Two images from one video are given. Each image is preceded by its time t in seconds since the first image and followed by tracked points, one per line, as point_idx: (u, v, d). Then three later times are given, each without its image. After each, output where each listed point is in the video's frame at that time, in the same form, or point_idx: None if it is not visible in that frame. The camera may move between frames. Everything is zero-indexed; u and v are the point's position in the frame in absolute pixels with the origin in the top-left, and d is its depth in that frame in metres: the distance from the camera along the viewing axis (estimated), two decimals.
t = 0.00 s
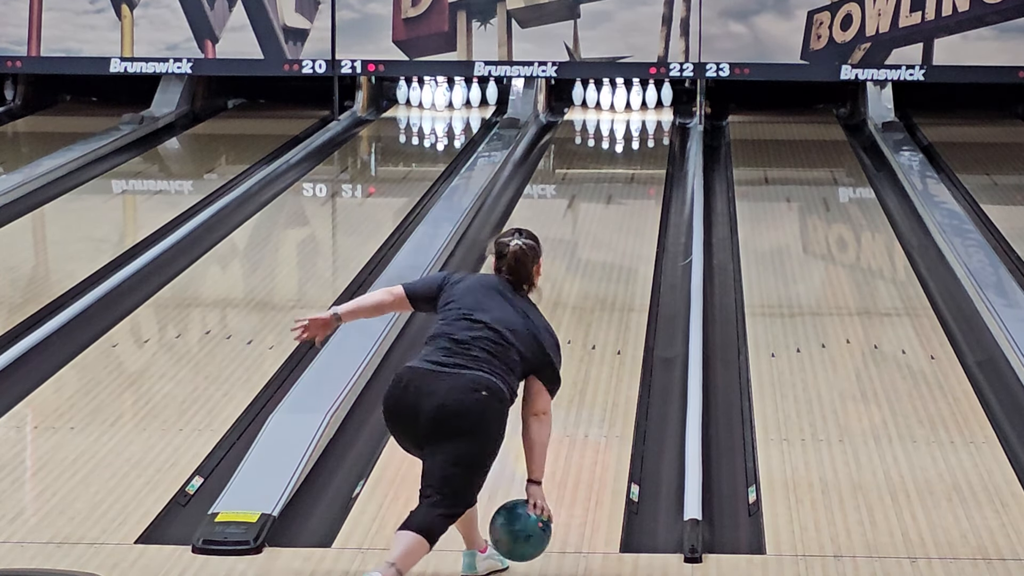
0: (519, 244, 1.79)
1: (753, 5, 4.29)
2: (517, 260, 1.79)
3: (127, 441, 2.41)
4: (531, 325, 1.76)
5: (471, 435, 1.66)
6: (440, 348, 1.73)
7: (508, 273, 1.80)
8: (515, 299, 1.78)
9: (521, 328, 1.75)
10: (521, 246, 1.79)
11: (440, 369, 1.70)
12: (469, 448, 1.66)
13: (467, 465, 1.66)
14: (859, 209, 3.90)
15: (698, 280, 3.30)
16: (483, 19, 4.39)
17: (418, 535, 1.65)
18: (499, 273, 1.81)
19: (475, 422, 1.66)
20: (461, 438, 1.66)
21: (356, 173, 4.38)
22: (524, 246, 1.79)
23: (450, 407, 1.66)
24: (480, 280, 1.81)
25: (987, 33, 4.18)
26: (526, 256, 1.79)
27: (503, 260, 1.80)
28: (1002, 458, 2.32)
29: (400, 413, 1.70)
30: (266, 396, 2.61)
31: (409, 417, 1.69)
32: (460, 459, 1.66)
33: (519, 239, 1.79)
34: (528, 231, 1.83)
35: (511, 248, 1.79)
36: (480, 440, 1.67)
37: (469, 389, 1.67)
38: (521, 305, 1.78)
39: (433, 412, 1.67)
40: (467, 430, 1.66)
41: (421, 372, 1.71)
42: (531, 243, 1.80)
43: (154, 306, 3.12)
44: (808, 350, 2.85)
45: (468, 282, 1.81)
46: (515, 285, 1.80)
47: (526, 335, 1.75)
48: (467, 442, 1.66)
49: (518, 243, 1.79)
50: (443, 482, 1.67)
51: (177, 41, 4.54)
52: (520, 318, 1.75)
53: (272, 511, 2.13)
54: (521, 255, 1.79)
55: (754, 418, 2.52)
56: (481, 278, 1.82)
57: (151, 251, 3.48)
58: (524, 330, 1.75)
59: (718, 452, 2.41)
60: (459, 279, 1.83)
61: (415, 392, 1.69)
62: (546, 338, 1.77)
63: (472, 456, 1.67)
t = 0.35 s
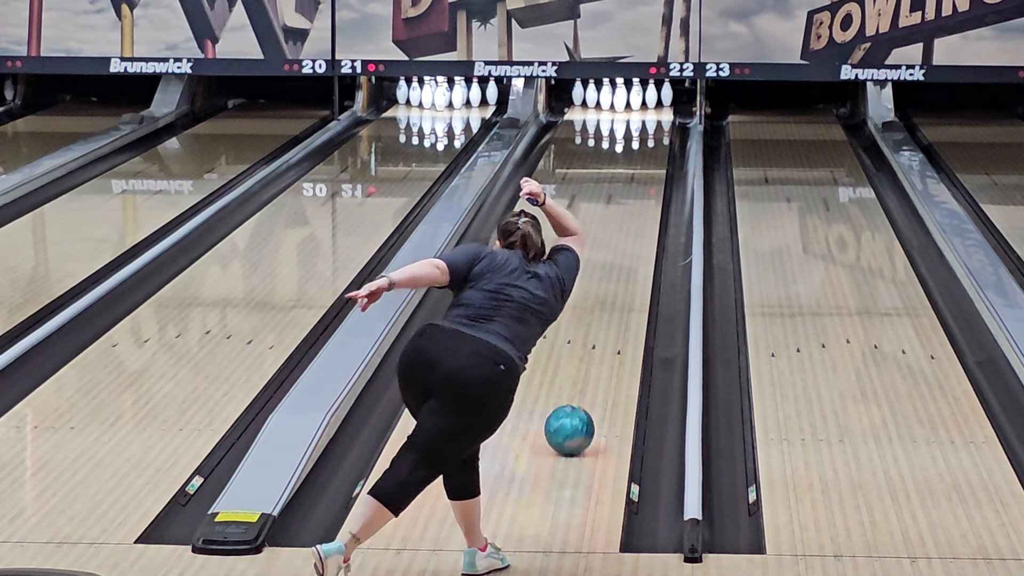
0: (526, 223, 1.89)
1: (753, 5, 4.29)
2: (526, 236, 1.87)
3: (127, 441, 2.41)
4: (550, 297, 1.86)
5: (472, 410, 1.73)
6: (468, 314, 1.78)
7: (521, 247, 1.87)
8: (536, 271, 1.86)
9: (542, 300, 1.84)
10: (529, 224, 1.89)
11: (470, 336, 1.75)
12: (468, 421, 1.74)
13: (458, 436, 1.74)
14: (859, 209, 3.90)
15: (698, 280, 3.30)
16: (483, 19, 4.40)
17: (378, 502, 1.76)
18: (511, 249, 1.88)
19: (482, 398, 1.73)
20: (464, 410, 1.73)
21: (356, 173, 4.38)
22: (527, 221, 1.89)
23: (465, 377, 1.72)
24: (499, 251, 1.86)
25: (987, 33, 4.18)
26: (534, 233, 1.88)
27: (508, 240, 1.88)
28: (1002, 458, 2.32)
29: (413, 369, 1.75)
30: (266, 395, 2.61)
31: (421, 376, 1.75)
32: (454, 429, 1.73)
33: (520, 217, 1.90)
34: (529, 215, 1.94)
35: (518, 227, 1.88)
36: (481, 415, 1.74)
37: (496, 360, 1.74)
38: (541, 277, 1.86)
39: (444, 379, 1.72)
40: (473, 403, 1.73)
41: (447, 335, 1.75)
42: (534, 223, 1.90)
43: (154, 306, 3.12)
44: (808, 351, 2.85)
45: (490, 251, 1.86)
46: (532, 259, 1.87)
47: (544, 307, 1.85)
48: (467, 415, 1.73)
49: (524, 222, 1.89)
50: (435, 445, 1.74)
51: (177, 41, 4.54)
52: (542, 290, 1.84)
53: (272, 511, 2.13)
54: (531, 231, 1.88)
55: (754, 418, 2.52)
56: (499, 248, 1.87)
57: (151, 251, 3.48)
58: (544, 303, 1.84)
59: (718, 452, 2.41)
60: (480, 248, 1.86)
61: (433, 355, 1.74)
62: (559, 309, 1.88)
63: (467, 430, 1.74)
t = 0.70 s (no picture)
0: (523, 214, 1.87)
1: (753, 5, 4.29)
2: (520, 230, 1.85)
3: (127, 441, 2.41)
4: (540, 285, 1.83)
5: (469, 402, 1.72)
6: (452, 304, 1.78)
7: (511, 240, 1.86)
8: (523, 262, 1.85)
9: (531, 289, 1.82)
10: (525, 216, 1.86)
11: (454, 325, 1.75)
12: (464, 414, 1.72)
13: (456, 430, 1.73)
14: (859, 209, 3.90)
15: (699, 280, 3.30)
16: (483, 19, 4.40)
17: (384, 506, 1.79)
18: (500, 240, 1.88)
19: (478, 389, 1.72)
20: (460, 403, 1.72)
21: (356, 173, 4.38)
22: (525, 215, 1.87)
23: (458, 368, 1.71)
24: (484, 245, 1.87)
25: (987, 32, 4.17)
26: (528, 227, 1.87)
27: (502, 229, 1.87)
28: (1002, 458, 2.32)
29: (406, 365, 1.75)
30: (266, 395, 2.61)
31: (415, 372, 1.74)
32: (452, 423, 1.72)
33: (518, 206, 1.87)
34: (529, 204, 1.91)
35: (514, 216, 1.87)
36: (478, 407, 1.73)
37: (483, 348, 1.72)
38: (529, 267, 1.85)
39: (438, 373, 1.71)
40: (468, 395, 1.71)
41: (435, 326, 1.75)
42: (532, 214, 1.88)
43: (154, 306, 3.12)
44: (808, 351, 2.85)
45: (473, 246, 1.87)
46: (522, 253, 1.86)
47: (535, 296, 1.82)
48: (463, 408, 1.72)
49: (521, 213, 1.87)
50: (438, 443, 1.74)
51: (177, 41, 4.54)
52: (530, 278, 1.83)
53: (272, 511, 2.13)
54: (524, 225, 1.86)
55: (754, 418, 2.52)
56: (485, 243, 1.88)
57: (151, 251, 3.48)
58: (533, 291, 1.82)
59: (718, 451, 2.41)
60: (461, 244, 1.88)
61: (425, 349, 1.73)
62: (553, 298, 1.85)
63: (465, 423, 1.73)
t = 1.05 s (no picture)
0: (521, 201, 1.82)
1: (753, 5, 4.29)
2: (517, 220, 1.81)
3: (127, 442, 2.41)
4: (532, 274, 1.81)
5: (461, 397, 1.71)
6: (441, 298, 1.78)
7: (505, 229, 1.84)
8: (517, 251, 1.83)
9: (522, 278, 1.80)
10: (524, 204, 1.82)
11: (441, 318, 1.75)
12: (459, 407, 1.72)
13: (451, 424, 1.73)
14: (859, 209, 3.90)
15: (699, 280, 3.30)
16: (483, 19, 4.40)
17: (386, 501, 1.77)
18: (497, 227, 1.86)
19: (469, 382, 1.71)
20: (455, 397, 1.71)
21: (356, 173, 4.38)
22: (524, 202, 1.82)
23: (448, 363, 1.71)
24: (476, 235, 1.86)
25: (987, 33, 4.17)
26: (527, 215, 1.82)
27: (500, 211, 1.84)
28: (1002, 458, 2.32)
29: (400, 362, 1.75)
30: (266, 395, 2.61)
31: (408, 369, 1.74)
32: (447, 418, 1.72)
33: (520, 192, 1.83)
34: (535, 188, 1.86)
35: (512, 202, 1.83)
36: (470, 400, 1.73)
37: (470, 340, 1.72)
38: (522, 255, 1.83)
39: (431, 369, 1.71)
40: (459, 389, 1.71)
41: (424, 323, 1.75)
42: (531, 200, 1.84)
43: (155, 306, 3.12)
44: (808, 350, 2.85)
45: (465, 236, 1.87)
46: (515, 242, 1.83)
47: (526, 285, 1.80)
48: (457, 401, 1.72)
49: (520, 201, 1.82)
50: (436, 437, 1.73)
51: (177, 41, 4.54)
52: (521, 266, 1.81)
53: (272, 511, 2.13)
54: (520, 213, 1.81)
55: (754, 418, 2.52)
56: (477, 232, 1.87)
57: (151, 251, 3.48)
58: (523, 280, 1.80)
59: (718, 451, 2.42)
60: (454, 235, 1.88)
61: (417, 345, 1.73)
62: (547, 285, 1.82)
63: (460, 417, 1.73)
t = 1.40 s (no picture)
0: (521, 187, 1.76)
1: (753, 5, 4.29)
2: (519, 208, 1.76)
3: (127, 442, 2.41)
4: (536, 264, 1.78)
5: (465, 391, 1.72)
6: (443, 296, 1.76)
7: (506, 216, 1.78)
8: (519, 240, 1.79)
9: (525, 270, 1.77)
10: (524, 191, 1.76)
11: (444, 319, 1.74)
12: (463, 402, 1.73)
13: (455, 421, 1.73)
14: (859, 209, 3.90)
15: (699, 280, 3.30)
16: (483, 19, 4.40)
17: (394, 496, 1.78)
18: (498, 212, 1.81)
19: (473, 377, 1.72)
20: (459, 392, 1.72)
21: (356, 173, 4.38)
22: (524, 189, 1.76)
23: (452, 360, 1.71)
24: (476, 222, 1.81)
25: (987, 33, 4.17)
26: (528, 201, 1.77)
27: (501, 196, 1.78)
28: (1002, 458, 2.32)
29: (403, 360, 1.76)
30: (266, 395, 2.61)
31: (411, 366, 1.75)
32: (452, 413, 1.73)
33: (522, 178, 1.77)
34: (537, 171, 1.80)
35: (512, 188, 1.77)
36: (474, 397, 1.73)
37: (474, 341, 1.72)
38: (524, 245, 1.79)
39: (433, 366, 1.72)
40: (462, 386, 1.72)
41: (428, 320, 1.75)
42: (532, 185, 1.78)
43: (155, 306, 3.12)
44: (809, 350, 2.85)
45: (464, 225, 1.82)
46: (517, 231, 1.78)
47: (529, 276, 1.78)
48: (462, 396, 1.72)
49: (521, 187, 1.76)
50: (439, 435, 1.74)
51: (177, 41, 4.53)
52: (523, 257, 1.78)
53: (273, 511, 2.13)
54: (520, 202, 1.75)
55: (754, 418, 2.52)
56: (478, 218, 1.83)
57: (151, 251, 3.48)
58: (526, 272, 1.77)
59: (718, 451, 2.42)
60: (454, 223, 1.83)
61: (419, 344, 1.74)
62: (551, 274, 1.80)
63: (466, 412, 1.74)
